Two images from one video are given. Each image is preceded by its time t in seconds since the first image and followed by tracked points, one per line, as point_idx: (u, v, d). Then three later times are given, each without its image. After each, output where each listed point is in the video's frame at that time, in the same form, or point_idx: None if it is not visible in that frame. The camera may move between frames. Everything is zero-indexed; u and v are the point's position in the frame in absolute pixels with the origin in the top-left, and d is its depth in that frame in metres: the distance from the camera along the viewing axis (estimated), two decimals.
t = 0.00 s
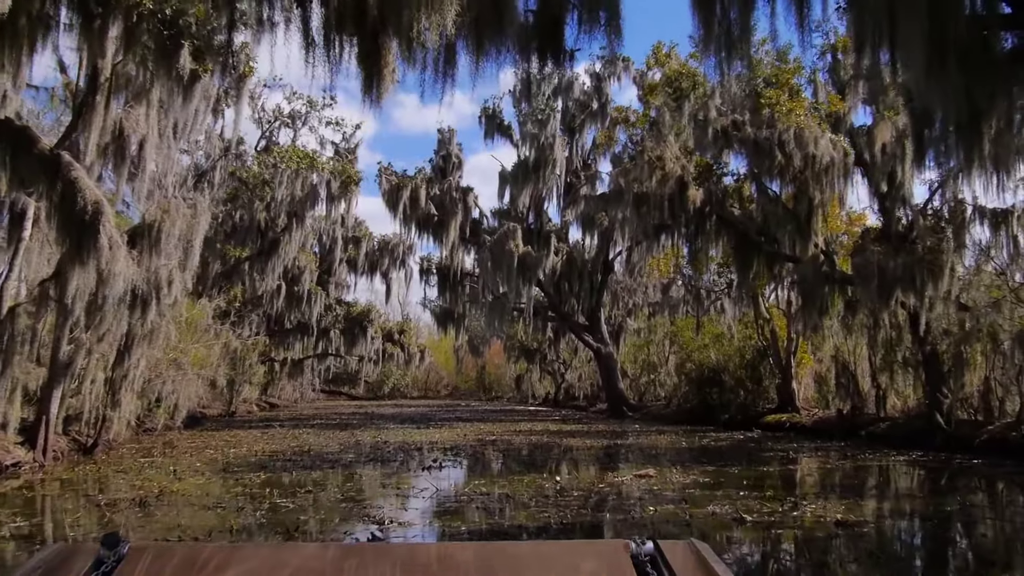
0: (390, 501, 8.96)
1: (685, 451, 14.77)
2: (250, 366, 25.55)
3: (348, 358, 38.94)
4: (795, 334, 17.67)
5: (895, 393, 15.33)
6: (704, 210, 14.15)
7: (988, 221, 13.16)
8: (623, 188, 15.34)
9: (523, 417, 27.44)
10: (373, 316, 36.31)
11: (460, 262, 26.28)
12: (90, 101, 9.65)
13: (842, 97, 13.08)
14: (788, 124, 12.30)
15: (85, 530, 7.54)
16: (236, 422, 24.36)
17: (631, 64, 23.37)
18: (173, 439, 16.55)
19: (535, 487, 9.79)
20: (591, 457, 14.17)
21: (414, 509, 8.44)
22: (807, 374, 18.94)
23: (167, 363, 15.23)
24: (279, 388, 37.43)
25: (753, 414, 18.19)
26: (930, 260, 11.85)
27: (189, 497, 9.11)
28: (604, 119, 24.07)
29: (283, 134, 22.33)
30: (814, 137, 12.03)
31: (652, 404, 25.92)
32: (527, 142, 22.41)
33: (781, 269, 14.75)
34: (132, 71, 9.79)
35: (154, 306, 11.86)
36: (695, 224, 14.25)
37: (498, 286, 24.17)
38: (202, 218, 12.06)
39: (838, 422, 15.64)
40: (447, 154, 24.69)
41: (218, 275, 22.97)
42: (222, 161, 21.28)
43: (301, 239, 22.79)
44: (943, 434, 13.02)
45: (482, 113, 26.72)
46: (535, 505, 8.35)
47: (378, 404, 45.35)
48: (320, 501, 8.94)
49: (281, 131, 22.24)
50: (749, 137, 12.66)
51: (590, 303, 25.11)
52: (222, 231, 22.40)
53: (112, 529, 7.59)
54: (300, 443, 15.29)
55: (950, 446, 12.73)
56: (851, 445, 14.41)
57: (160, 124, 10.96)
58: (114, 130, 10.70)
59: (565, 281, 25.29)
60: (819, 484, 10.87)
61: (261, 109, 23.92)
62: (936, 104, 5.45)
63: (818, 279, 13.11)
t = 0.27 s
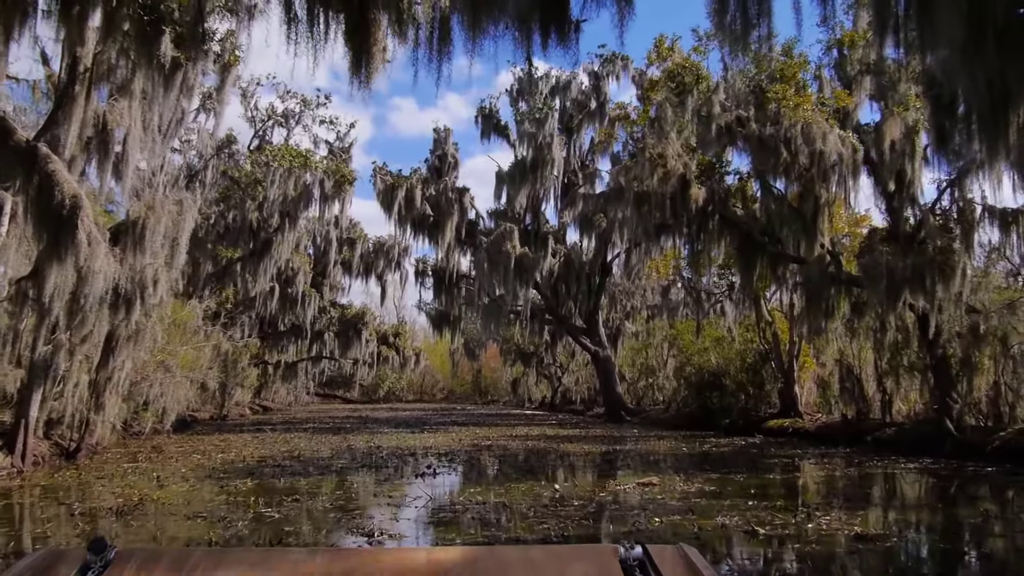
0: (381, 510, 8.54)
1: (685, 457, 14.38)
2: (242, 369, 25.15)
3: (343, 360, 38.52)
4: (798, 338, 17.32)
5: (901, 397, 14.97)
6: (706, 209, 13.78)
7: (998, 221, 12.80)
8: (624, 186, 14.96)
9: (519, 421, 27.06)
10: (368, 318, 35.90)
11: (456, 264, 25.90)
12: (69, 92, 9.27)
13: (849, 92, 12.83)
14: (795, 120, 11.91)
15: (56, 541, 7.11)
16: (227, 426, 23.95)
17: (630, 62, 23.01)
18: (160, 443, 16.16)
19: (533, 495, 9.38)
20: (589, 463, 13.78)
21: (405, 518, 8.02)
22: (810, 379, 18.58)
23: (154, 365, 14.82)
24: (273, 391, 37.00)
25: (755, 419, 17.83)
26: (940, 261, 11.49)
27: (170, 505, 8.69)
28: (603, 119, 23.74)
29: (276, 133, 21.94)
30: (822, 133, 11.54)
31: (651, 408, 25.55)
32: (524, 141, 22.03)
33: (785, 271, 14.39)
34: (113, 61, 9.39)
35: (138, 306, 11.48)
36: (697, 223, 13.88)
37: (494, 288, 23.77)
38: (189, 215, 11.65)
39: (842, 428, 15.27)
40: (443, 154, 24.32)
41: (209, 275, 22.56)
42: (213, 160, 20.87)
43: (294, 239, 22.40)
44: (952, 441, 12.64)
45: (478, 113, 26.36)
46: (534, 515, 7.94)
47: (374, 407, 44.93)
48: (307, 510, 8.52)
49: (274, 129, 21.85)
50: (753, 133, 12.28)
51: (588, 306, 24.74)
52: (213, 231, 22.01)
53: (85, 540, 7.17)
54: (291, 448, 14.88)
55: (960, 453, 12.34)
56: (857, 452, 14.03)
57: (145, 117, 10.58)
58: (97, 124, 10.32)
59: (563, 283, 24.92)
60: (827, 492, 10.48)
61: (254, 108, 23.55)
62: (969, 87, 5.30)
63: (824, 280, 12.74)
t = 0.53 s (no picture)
0: (376, 519, 8.13)
1: (690, 463, 13.99)
2: (238, 371, 24.74)
3: (341, 363, 38.13)
4: (805, 341, 16.93)
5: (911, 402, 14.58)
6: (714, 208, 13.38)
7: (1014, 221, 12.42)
8: (628, 184, 14.59)
9: (520, 425, 26.65)
10: (366, 320, 35.50)
11: (455, 265, 25.51)
12: (52, 80, 8.89)
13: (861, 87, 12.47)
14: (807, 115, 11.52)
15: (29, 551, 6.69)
16: (222, 428, 23.55)
17: (633, 61, 22.64)
18: (151, 446, 15.76)
19: (535, 503, 8.96)
20: (592, 469, 13.38)
21: (400, 528, 7.59)
22: (816, 383, 18.19)
23: (144, 365, 14.43)
24: (270, 393, 36.60)
25: (760, 424, 17.43)
26: (956, 262, 11.11)
27: (154, 512, 8.27)
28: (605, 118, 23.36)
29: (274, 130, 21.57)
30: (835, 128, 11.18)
31: (653, 412, 25.16)
32: (525, 140, 21.64)
33: (794, 272, 13.99)
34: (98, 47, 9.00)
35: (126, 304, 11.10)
36: (704, 222, 13.50)
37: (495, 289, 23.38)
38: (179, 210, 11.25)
39: (852, 434, 14.87)
40: (443, 153, 23.94)
41: (204, 275, 22.17)
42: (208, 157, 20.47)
43: (291, 239, 22.02)
44: (967, 448, 12.24)
45: (479, 112, 26.00)
46: (538, 525, 7.51)
47: (372, 410, 44.53)
48: (298, 518, 8.09)
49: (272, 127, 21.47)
50: (763, 129, 11.88)
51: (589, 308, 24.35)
52: (208, 230, 21.62)
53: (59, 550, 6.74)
54: (285, 452, 14.48)
55: (976, 460, 11.94)
56: (868, 459, 13.62)
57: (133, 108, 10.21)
58: (83, 115, 9.95)
59: (564, 284, 24.53)
60: (840, 501, 10.07)
61: (251, 105, 23.18)
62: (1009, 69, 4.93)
63: (836, 282, 12.35)
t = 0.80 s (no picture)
0: (376, 527, 7.73)
1: (701, 468, 13.58)
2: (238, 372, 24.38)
3: (343, 364, 37.74)
4: (817, 343, 16.52)
5: (927, 406, 14.20)
6: (726, 205, 12.97)
7: None
8: (638, 181, 14.19)
9: (524, 428, 26.24)
10: (369, 321, 35.12)
11: (459, 266, 25.13)
12: (39, 67, 8.54)
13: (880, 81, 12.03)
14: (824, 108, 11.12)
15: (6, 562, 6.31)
16: (222, 430, 23.21)
17: (641, 58, 22.27)
18: (147, 449, 15.39)
19: (541, 510, 8.54)
20: (599, 475, 12.99)
21: (401, 538, 7.17)
22: (829, 387, 17.80)
23: (140, 366, 14.07)
24: (272, 395, 36.22)
25: (771, 428, 17.03)
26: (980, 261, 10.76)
27: (142, 520, 7.85)
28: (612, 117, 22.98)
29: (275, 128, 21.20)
30: (854, 120, 10.76)
31: (660, 415, 24.75)
32: (531, 138, 21.26)
33: (810, 272, 13.59)
34: (86, 32, 8.61)
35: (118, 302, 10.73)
36: (715, 220, 13.10)
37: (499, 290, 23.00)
38: (171, 204, 10.90)
39: (867, 439, 14.48)
40: (447, 151, 23.57)
41: (204, 274, 21.80)
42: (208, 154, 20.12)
43: (293, 238, 21.65)
44: (989, 453, 11.83)
45: (483, 110, 25.63)
46: (546, 536, 7.07)
47: (374, 412, 44.17)
48: (292, 527, 7.67)
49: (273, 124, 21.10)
50: (779, 123, 11.49)
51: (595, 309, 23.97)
52: (208, 228, 21.27)
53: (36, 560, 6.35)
54: (285, 455, 14.10)
55: (998, 467, 11.53)
56: (885, 465, 13.22)
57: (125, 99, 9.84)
58: (74, 105, 9.60)
59: (570, 285, 24.14)
60: (859, 510, 9.66)
61: (252, 102, 22.81)
62: None
63: (853, 282, 11.98)
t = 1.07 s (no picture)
0: (375, 536, 7.32)
1: (712, 473, 13.17)
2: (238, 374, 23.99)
3: (346, 366, 37.35)
4: (830, 344, 16.10)
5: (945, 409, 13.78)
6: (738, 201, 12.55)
7: None
8: (647, 177, 13.79)
9: (529, 432, 25.81)
10: (372, 322, 34.73)
11: (463, 266, 24.74)
12: (24, 54, 8.17)
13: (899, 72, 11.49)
14: (842, 100, 10.71)
15: None
16: (222, 433, 22.84)
17: (648, 54, 21.88)
18: (143, 453, 15.00)
19: (548, 518, 8.12)
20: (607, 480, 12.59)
21: (401, 549, 6.75)
22: (841, 389, 17.38)
23: (135, 367, 13.69)
24: (273, 397, 35.82)
25: (783, 431, 16.60)
26: (1004, 258, 10.34)
27: (128, 529, 7.44)
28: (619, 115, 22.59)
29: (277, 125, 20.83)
30: (874, 111, 10.36)
31: (667, 418, 24.33)
32: (536, 135, 20.88)
33: (824, 271, 13.18)
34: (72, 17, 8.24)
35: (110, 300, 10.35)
36: (727, 217, 12.69)
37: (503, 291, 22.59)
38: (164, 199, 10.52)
39: (883, 443, 14.05)
40: (451, 149, 23.19)
41: (204, 274, 21.42)
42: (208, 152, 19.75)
43: (293, 238, 21.26)
44: (1013, 459, 11.39)
45: (487, 108, 25.25)
46: (554, 546, 6.66)
47: (377, 415, 43.74)
48: (287, 536, 7.26)
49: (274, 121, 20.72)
50: (794, 115, 11.08)
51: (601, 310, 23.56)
52: (208, 228, 20.91)
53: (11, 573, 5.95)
54: (283, 459, 13.72)
55: (1022, 472, 11.10)
56: (902, 470, 12.79)
57: (115, 89, 9.45)
58: (63, 96, 9.24)
59: (575, 286, 23.73)
60: (882, 518, 9.23)
61: (253, 100, 22.43)
62: None
63: (870, 280, 11.56)
